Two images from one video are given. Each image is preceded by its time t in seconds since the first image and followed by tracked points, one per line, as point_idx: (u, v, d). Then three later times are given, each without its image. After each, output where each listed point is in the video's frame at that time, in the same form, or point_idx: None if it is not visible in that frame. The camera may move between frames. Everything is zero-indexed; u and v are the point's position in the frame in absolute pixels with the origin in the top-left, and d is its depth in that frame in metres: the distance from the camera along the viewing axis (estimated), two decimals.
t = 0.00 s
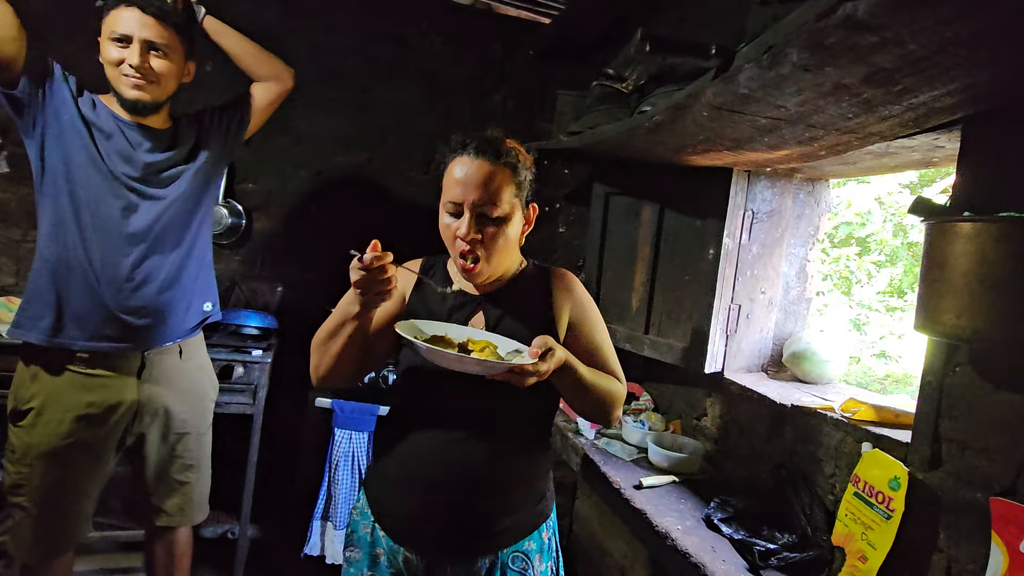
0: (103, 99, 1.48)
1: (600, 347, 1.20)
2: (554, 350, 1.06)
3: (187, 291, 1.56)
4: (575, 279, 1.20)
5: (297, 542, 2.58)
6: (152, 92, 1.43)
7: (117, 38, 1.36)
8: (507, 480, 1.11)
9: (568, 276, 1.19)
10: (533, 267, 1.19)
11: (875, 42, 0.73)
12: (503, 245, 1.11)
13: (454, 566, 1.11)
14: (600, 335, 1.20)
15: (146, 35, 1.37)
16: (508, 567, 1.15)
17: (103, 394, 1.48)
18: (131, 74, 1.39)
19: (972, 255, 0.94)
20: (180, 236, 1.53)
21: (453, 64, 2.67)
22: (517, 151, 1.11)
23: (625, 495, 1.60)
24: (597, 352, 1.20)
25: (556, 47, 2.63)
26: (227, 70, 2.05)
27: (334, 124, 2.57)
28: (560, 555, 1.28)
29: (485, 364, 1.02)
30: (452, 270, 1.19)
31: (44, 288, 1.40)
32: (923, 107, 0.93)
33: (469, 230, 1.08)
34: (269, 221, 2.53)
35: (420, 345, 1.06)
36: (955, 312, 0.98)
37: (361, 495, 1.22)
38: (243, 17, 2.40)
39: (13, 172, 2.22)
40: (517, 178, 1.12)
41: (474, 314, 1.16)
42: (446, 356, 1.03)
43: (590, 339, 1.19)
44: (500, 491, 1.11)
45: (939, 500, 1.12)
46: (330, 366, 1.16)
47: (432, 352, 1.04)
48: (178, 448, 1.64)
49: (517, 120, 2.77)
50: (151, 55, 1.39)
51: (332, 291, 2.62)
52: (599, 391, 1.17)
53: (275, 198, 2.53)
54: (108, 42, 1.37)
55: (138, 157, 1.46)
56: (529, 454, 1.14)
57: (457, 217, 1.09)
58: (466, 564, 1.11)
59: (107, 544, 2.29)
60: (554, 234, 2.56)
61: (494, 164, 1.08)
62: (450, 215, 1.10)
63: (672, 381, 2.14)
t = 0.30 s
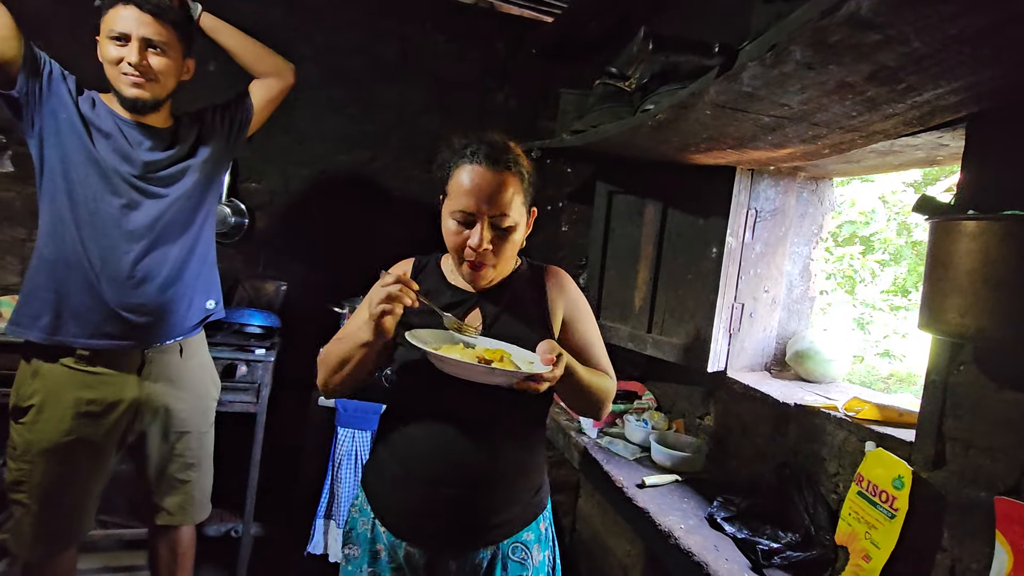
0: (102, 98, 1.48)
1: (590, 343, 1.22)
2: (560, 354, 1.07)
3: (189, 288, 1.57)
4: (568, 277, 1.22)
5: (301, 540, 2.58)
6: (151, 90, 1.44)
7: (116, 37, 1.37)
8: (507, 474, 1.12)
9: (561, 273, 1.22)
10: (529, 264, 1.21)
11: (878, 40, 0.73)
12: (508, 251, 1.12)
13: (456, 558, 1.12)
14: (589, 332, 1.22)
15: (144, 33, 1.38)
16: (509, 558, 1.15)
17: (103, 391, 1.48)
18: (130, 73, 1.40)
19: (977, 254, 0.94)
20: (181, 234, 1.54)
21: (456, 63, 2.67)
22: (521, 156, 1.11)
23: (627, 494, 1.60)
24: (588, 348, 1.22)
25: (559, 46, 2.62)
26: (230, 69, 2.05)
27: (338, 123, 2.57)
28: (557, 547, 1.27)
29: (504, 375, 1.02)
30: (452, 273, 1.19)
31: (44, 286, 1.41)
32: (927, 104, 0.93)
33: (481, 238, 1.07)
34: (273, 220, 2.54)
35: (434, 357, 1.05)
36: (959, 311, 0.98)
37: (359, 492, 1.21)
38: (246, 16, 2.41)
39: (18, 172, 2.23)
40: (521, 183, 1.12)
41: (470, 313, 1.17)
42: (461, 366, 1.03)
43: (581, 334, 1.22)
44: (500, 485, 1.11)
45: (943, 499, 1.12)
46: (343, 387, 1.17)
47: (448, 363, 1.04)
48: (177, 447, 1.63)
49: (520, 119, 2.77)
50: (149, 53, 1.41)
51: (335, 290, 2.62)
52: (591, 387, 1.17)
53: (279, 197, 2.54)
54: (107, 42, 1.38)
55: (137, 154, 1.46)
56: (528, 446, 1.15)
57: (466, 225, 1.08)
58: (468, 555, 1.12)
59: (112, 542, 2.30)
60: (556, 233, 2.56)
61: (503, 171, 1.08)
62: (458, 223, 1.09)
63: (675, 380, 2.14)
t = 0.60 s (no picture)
0: (107, 96, 1.49)
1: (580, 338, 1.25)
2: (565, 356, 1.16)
3: (193, 286, 1.57)
4: (560, 273, 1.23)
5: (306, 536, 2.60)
6: (156, 88, 1.44)
7: (120, 35, 1.36)
8: (510, 462, 1.14)
9: (553, 269, 1.23)
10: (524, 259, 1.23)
11: (886, 35, 0.72)
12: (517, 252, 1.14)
13: (462, 546, 1.14)
14: (579, 328, 1.24)
15: (147, 31, 1.37)
16: (514, 544, 1.17)
17: (108, 387, 1.51)
18: (135, 71, 1.40)
19: (985, 251, 0.93)
20: (185, 231, 1.54)
21: (461, 60, 2.67)
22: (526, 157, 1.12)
23: (632, 491, 1.60)
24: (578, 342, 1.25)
25: (564, 44, 2.62)
26: (236, 68, 2.06)
27: (343, 121, 2.57)
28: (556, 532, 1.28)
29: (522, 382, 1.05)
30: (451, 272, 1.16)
31: (49, 283, 1.42)
32: (936, 101, 0.92)
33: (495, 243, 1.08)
34: (278, 218, 2.55)
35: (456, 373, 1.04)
36: (968, 309, 0.97)
37: (362, 488, 1.21)
38: (252, 15, 2.41)
39: (27, 171, 2.25)
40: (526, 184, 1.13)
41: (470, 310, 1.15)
42: (481, 378, 1.04)
43: (570, 330, 1.24)
44: (503, 474, 1.13)
45: (950, 498, 1.11)
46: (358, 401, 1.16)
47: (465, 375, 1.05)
48: (180, 444, 1.64)
49: (525, 116, 2.76)
50: (153, 51, 1.40)
51: (341, 288, 2.63)
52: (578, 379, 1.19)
53: (284, 195, 2.54)
54: (110, 40, 1.37)
55: (142, 152, 1.47)
56: (530, 434, 1.17)
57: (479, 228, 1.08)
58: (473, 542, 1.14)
59: (120, 538, 2.32)
60: (561, 231, 2.56)
61: (517, 175, 1.08)
62: (470, 226, 1.08)
63: (680, 378, 2.13)
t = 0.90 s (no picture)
0: (119, 94, 1.50)
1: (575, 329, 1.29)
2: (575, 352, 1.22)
3: (204, 282, 1.59)
4: (555, 265, 1.28)
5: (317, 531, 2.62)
6: (168, 86, 1.46)
7: (131, 34, 1.38)
8: (517, 451, 1.15)
9: (550, 263, 1.27)
10: (523, 258, 1.24)
11: (901, 27, 0.71)
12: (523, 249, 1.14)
13: (473, 538, 1.14)
14: (573, 318, 1.29)
15: (158, 30, 1.39)
16: (531, 525, 1.19)
17: (121, 381, 1.52)
18: (147, 70, 1.42)
19: (1004, 247, 0.92)
20: (196, 228, 1.55)
21: (470, 56, 2.66)
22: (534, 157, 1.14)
23: (641, 489, 1.59)
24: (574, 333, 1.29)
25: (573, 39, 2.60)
26: (245, 65, 2.06)
27: (352, 119, 2.58)
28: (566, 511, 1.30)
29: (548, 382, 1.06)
30: (455, 269, 1.16)
31: (61, 279, 1.43)
32: (952, 93, 0.90)
33: (504, 238, 1.08)
34: (289, 215, 2.56)
35: (484, 378, 1.02)
36: (984, 306, 0.96)
37: (376, 485, 1.19)
38: (261, 13, 2.42)
39: (42, 169, 2.27)
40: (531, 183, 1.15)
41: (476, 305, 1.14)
42: (511, 383, 1.03)
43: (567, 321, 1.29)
44: (511, 462, 1.14)
45: (965, 498, 1.10)
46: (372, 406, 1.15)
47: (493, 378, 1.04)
48: (192, 439, 1.65)
49: (534, 112, 2.75)
50: (164, 50, 1.42)
51: (350, 285, 2.64)
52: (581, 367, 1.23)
53: (294, 192, 2.56)
54: (122, 39, 1.39)
55: (153, 150, 1.48)
56: (535, 424, 1.19)
57: (488, 223, 1.08)
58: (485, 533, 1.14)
59: (134, 531, 2.35)
60: (570, 227, 2.56)
61: (527, 173, 1.10)
62: (480, 221, 1.08)
63: (690, 375, 2.12)
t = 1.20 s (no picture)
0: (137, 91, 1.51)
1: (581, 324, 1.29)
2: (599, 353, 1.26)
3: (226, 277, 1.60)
4: (565, 261, 1.27)
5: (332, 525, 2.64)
6: (184, 83, 1.47)
7: (149, 32, 1.39)
8: (535, 443, 1.19)
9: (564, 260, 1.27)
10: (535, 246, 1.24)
11: (927, 15, 0.69)
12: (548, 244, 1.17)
13: (498, 529, 1.18)
14: (582, 316, 1.29)
15: (175, 27, 1.41)
16: (553, 512, 1.23)
17: (141, 374, 1.56)
18: (163, 67, 1.44)
19: None
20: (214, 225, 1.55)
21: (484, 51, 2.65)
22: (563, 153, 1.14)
23: (655, 487, 1.58)
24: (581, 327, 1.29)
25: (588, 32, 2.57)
26: (261, 62, 2.07)
27: (366, 115, 2.58)
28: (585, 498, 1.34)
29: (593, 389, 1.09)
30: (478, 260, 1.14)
31: (83, 276, 1.45)
32: (980, 84, 0.88)
33: (549, 234, 1.10)
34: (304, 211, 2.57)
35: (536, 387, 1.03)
36: (1012, 303, 0.93)
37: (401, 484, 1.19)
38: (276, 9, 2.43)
39: (64, 166, 2.31)
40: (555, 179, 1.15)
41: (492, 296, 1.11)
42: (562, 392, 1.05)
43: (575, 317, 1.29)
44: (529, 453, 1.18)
45: (991, 500, 1.07)
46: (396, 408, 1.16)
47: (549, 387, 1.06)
48: (210, 431, 1.68)
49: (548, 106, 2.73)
50: (181, 47, 1.43)
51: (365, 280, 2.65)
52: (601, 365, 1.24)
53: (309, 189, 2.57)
54: (139, 36, 1.40)
55: (170, 147, 1.49)
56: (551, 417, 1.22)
57: (534, 219, 1.08)
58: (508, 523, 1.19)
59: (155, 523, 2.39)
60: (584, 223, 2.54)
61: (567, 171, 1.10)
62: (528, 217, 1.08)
63: (706, 372, 2.10)
